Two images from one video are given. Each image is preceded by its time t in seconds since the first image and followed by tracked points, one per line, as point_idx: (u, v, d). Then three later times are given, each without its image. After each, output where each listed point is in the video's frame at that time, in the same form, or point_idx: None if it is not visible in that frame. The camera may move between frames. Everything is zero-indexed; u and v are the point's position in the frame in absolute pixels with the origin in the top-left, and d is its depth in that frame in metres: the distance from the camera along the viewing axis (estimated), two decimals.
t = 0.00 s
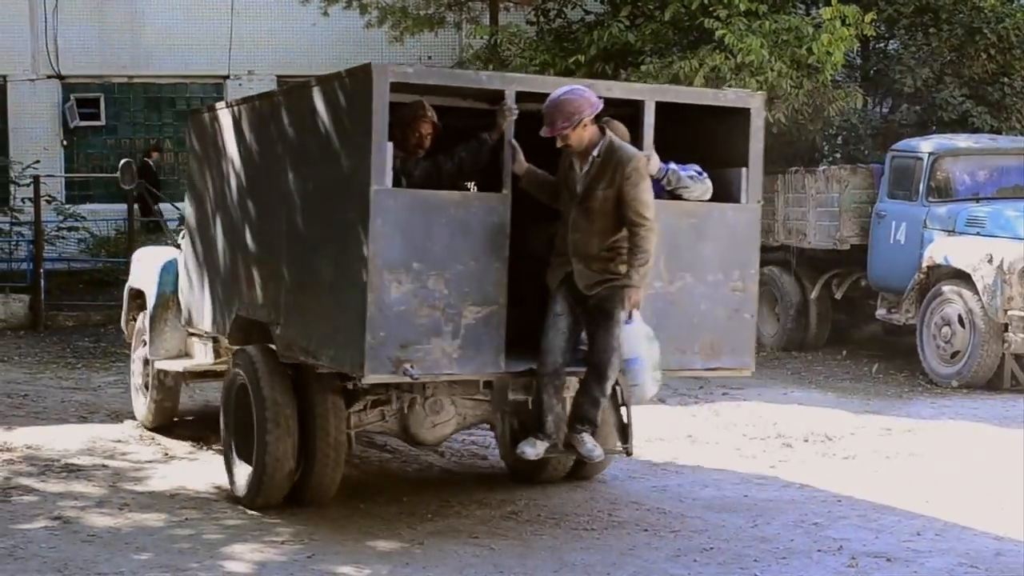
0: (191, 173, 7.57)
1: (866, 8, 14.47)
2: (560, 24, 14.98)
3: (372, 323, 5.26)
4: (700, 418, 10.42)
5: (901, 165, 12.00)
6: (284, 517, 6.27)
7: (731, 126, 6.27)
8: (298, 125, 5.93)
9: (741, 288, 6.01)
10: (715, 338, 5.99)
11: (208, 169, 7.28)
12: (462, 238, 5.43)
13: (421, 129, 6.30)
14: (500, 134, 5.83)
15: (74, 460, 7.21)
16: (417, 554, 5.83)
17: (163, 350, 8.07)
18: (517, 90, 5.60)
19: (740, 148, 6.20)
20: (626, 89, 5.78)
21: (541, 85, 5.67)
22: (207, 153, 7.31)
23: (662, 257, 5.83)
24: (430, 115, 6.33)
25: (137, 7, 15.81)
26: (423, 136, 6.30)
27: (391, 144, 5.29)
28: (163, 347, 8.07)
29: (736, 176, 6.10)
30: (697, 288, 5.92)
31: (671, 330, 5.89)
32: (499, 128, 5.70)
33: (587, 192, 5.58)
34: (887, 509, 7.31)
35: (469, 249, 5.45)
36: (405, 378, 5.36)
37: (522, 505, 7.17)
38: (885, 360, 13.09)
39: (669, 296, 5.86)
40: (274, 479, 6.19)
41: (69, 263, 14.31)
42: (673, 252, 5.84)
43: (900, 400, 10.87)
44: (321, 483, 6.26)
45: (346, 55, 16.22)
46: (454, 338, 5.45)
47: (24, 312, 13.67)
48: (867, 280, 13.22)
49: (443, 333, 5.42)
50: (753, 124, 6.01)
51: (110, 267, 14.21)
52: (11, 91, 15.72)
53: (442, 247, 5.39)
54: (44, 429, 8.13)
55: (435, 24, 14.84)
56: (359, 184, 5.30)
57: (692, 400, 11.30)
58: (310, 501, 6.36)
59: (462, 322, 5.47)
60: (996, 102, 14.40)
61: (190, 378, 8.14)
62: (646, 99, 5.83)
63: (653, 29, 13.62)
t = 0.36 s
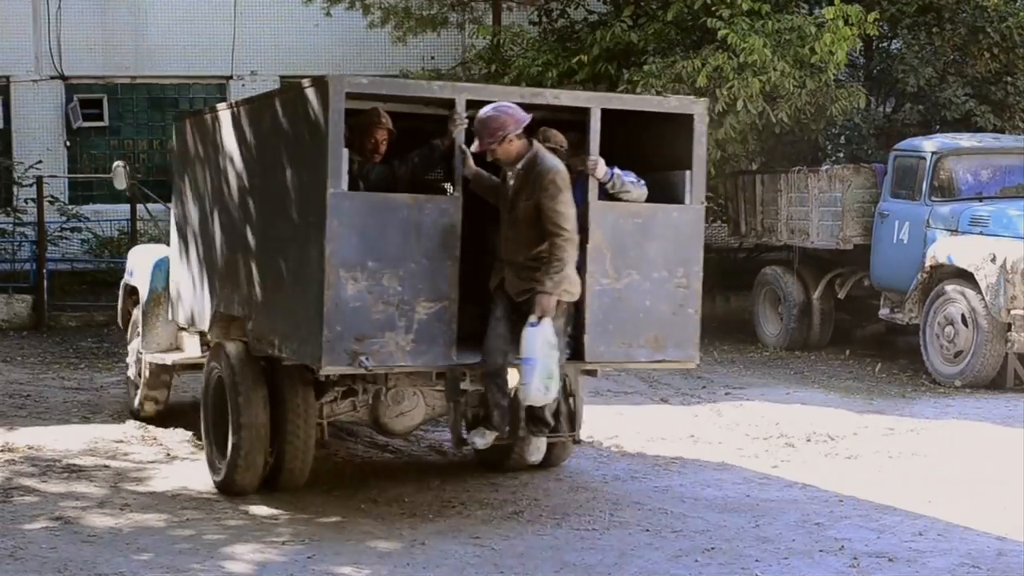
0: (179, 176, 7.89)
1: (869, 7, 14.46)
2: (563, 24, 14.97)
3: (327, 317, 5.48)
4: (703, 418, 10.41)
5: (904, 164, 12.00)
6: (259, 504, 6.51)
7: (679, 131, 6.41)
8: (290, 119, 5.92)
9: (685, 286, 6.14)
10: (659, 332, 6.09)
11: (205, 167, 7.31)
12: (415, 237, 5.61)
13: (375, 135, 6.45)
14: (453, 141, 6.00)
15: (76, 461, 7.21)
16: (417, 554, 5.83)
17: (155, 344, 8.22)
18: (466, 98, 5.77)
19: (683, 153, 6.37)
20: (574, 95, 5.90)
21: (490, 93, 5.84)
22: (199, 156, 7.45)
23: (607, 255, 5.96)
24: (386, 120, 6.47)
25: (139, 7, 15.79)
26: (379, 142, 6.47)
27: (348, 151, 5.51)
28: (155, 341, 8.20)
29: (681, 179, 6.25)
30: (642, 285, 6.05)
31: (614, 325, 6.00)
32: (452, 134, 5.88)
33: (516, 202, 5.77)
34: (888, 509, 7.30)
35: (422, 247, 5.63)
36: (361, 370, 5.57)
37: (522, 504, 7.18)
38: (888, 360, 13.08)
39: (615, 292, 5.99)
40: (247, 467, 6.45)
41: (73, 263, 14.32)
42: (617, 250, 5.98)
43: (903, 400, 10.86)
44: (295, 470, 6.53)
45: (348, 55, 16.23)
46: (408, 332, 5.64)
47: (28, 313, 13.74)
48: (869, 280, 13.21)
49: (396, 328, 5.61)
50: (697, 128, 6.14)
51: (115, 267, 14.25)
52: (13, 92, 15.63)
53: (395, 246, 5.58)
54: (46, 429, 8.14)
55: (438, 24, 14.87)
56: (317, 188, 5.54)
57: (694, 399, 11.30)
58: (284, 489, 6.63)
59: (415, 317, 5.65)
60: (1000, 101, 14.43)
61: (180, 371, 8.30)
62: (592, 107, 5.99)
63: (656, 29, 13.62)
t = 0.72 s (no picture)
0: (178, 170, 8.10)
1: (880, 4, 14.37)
2: (572, 21, 14.90)
3: (298, 310, 5.87)
4: (712, 416, 10.37)
5: (915, 162, 11.94)
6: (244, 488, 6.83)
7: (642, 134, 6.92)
8: (287, 116, 5.99)
9: (644, 282, 6.61)
10: (620, 326, 6.59)
11: (203, 162, 7.44)
12: (383, 235, 6.00)
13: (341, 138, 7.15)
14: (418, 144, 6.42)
15: (82, 457, 7.22)
16: (420, 552, 5.82)
17: (154, 333, 8.68)
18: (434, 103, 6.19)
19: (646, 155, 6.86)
20: (536, 101, 6.37)
21: (459, 98, 6.21)
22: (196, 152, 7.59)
23: (569, 253, 6.47)
24: (353, 122, 7.17)
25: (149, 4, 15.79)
26: (347, 142, 7.18)
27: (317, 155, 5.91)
28: (154, 331, 8.66)
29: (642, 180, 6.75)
30: (604, 281, 6.54)
31: (576, 318, 6.50)
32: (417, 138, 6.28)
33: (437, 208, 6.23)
34: (896, 509, 7.27)
35: (389, 245, 6.01)
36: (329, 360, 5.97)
37: (526, 502, 7.16)
38: (899, 359, 13.01)
39: (577, 287, 6.49)
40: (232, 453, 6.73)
41: (82, 261, 14.33)
42: (580, 249, 6.48)
43: (913, 399, 10.80)
44: (276, 455, 6.81)
45: (358, 53, 16.20)
46: (374, 325, 6.03)
47: (37, 310, 13.80)
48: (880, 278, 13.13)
49: (364, 321, 6.01)
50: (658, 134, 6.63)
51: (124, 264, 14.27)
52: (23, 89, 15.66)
53: (362, 244, 5.95)
54: (53, 426, 8.16)
55: (447, 21, 14.82)
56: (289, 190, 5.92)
57: (702, 398, 11.28)
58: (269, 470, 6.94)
59: (382, 311, 6.04)
60: (1011, 98, 14.38)
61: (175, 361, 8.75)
62: (555, 110, 6.40)
63: (666, 26, 13.60)
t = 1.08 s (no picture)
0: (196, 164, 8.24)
1: None
2: (607, 16, 14.74)
3: (296, 300, 6.11)
4: (744, 417, 10.22)
5: (953, 159, 11.73)
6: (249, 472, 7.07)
7: (632, 129, 7.13)
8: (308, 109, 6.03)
9: (635, 275, 6.77)
10: (611, 317, 6.74)
11: (216, 158, 7.61)
12: (378, 228, 6.23)
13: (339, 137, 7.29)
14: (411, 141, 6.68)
15: (105, 452, 7.18)
16: (443, 553, 5.72)
17: (173, 324, 8.89)
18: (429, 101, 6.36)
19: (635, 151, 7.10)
20: (527, 98, 6.63)
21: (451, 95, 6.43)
22: (213, 148, 7.73)
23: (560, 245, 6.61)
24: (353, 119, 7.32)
25: None
26: (346, 138, 7.31)
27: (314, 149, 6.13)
28: (173, 322, 8.89)
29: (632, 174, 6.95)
30: (594, 273, 6.68)
31: (567, 310, 6.64)
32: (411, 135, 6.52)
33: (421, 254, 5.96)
34: (931, 514, 7.10)
35: (385, 237, 6.25)
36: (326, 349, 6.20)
37: (552, 503, 7.06)
38: (935, 361, 12.78)
39: (569, 279, 6.63)
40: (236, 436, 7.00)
41: (113, 254, 14.37)
42: (570, 242, 6.63)
43: (950, 401, 10.60)
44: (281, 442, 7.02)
45: (390, 48, 16.14)
46: (370, 315, 6.27)
47: (67, 303, 13.85)
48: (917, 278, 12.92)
49: (359, 312, 6.24)
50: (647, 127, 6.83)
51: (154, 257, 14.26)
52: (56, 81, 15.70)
53: (358, 237, 6.19)
54: (79, 420, 8.13)
55: (481, 15, 14.71)
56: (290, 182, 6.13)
57: (734, 398, 11.12)
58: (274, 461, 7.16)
59: (378, 301, 6.27)
60: None
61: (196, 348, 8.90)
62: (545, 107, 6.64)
63: (701, 21, 13.47)
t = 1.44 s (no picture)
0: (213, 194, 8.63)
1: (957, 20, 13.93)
2: (640, 37, 14.59)
3: (302, 320, 6.32)
4: (780, 445, 10.00)
5: (994, 182, 11.49)
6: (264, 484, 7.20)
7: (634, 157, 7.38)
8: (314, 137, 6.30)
9: (635, 297, 7.04)
10: (611, 339, 7.02)
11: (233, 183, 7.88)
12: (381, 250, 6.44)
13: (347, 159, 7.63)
14: (417, 166, 6.97)
15: (132, 478, 7.08)
16: None
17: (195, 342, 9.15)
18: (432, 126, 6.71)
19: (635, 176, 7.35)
20: (530, 125, 6.87)
21: (454, 121, 6.73)
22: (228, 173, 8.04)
23: (562, 269, 6.92)
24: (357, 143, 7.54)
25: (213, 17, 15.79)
26: (351, 161, 7.59)
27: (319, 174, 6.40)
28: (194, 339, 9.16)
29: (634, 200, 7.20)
30: (595, 296, 6.97)
31: (569, 332, 6.95)
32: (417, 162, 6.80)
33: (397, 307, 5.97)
34: (977, 547, 6.87)
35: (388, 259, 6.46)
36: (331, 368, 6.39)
37: (586, 533, 6.88)
38: (977, 388, 12.48)
39: (569, 302, 6.94)
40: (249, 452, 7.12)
41: (143, 275, 14.34)
42: (571, 265, 6.93)
43: (993, 430, 10.33)
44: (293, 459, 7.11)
45: (421, 69, 16.07)
46: (374, 335, 6.40)
47: (97, 325, 13.83)
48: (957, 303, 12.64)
49: (365, 334, 6.40)
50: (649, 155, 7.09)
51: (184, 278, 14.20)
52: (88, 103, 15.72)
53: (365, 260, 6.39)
54: (107, 444, 8.03)
55: (513, 36, 14.59)
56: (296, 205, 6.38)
57: (771, 425, 10.89)
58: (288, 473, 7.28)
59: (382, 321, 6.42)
60: None
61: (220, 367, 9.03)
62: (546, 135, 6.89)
63: (735, 42, 13.32)
